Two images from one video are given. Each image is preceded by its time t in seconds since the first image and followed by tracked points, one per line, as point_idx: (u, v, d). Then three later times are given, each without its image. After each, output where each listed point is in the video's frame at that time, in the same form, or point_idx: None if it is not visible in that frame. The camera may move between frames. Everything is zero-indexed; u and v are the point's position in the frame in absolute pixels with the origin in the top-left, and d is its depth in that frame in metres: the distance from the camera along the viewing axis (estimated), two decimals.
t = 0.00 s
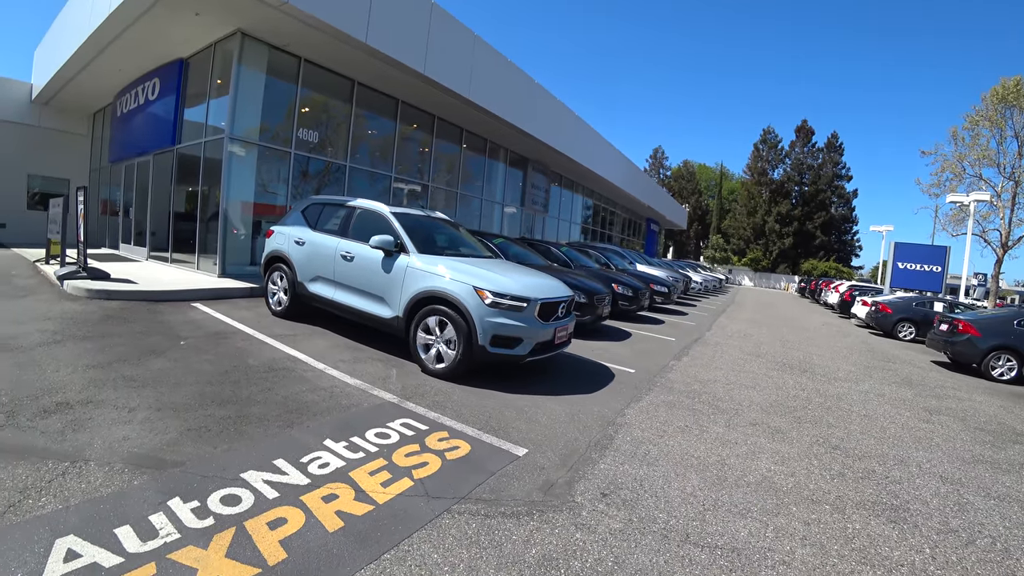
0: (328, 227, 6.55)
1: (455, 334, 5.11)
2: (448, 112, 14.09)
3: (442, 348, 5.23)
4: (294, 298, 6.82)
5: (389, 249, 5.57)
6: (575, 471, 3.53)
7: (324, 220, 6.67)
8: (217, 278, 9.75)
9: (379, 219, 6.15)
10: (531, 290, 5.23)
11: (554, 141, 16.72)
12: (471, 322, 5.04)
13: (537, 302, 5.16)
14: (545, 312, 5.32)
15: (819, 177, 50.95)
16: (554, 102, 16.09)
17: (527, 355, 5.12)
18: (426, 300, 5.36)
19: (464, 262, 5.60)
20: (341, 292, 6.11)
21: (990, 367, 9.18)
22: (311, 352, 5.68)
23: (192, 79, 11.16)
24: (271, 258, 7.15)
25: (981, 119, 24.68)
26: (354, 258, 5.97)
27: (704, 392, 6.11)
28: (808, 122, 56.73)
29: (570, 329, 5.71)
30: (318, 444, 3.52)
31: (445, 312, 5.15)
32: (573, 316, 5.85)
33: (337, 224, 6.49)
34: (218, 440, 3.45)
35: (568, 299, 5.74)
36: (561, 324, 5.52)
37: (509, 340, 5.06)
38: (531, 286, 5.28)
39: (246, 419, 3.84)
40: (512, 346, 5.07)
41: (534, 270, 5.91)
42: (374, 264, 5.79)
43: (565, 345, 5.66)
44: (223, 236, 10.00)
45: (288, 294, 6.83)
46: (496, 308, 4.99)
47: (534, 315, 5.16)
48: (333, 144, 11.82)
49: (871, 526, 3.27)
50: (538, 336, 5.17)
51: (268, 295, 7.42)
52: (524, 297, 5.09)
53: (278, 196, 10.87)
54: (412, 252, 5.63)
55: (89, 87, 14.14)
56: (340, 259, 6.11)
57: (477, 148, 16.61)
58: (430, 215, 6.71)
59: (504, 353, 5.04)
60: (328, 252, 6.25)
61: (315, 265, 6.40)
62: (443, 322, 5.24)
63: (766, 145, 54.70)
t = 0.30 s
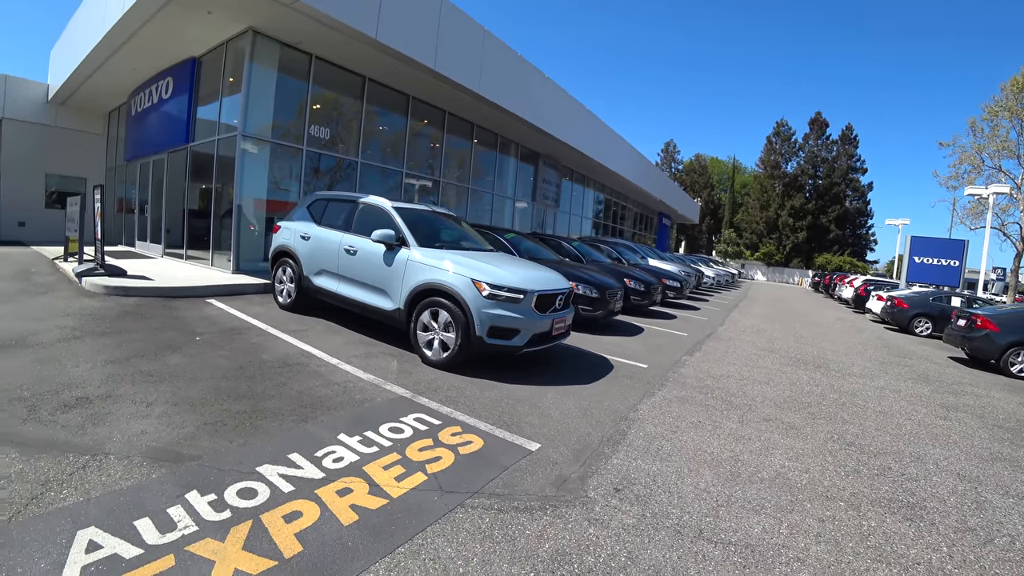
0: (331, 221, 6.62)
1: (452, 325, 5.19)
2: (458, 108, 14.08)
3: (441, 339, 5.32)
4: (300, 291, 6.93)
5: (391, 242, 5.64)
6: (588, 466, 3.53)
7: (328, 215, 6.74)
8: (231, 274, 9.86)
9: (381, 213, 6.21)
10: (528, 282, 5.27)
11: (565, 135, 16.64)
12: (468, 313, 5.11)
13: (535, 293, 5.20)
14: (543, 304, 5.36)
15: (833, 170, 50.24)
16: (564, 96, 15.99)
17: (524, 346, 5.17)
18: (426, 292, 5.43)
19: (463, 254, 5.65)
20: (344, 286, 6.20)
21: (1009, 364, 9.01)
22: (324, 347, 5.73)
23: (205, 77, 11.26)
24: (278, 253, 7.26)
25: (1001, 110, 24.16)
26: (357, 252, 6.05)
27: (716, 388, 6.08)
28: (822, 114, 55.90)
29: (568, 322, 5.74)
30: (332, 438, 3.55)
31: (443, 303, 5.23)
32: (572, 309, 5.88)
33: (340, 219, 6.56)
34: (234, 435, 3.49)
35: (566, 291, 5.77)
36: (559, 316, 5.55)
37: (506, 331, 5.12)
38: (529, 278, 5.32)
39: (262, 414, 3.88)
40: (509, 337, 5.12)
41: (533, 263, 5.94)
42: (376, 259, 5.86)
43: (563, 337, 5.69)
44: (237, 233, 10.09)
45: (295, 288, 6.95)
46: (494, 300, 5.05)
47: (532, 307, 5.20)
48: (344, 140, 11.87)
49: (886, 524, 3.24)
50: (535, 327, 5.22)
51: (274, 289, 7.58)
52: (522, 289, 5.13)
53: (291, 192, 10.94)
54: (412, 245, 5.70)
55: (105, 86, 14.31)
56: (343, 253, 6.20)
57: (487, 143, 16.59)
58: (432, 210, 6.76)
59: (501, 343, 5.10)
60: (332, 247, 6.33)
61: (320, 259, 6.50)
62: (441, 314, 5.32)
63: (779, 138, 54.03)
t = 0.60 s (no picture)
0: (334, 215, 6.67)
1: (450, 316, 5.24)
2: (467, 103, 14.05)
3: (439, 331, 5.38)
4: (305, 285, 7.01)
5: (391, 236, 5.69)
6: (598, 461, 3.54)
7: (331, 210, 6.79)
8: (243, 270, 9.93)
9: (382, 207, 6.24)
10: (525, 274, 5.30)
11: (574, 130, 16.55)
12: (465, 305, 5.16)
13: (531, 285, 5.23)
14: (540, 296, 5.38)
15: (846, 164, 49.60)
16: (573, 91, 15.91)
17: (521, 337, 5.21)
18: (425, 284, 5.49)
19: (462, 248, 5.70)
20: (347, 279, 6.25)
21: None
22: (334, 342, 5.78)
23: (215, 74, 11.32)
24: (284, 247, 7.33)
25: (1019, 101, 23.68)
26: (359, 246, 6.10)
27: (726, 383, 6.05)
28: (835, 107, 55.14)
29: (566, 314, 5.75)
30: (343, 432, 3.58)
31: (440, 294, 5.29)
32: (570, 302, 5.89)
33: (343, 213, 6.60)
34: (247, 429, 3.54)
35: (565, 284, 5.78)
36: (557, 308, 5.57)
37: (503, 322, 5.15)
38: (525, 271, 5.35)
39: (274, 408, 3.92)
40: (505, 328, 5.16)
41: (532, 257, 5.96)
42: (378, 252, 5.91)
43: (561, 329, 5.69)
44: (248, 229, 10.16)
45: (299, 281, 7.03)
46: (491, 292, 5.09)
47: (528, 299, 5.23)
48: (354, 136, 11.91)
49: (898, 521, 3.21)
50: (531, 319, 5.25)
51: (280, 283, 7.67)
52: (518, 281, 5.16)
53: (301, 188, 10.99)
54: (413, 239, 5.75)
55: (117, 84, 14.43)
56: (346, 247, 6.25)
57: (496, 137, 16.55)
58: (434, 204, 6.78)
59: (497, 334, 5.14)
60: (335, 240, 6.39)
61: (323, 253, 6.56)
62: (439, 305, 5.38)
63: (791, 132, 53.43)
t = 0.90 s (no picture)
0: (335, 211, 6.69)
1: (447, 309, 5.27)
2: (474, 98, 14.03)
3: (437, 324, 5.41)
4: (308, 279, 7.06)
5: (391, 231, 5.71)
6: (605, 457, 3.54)
7: (333, 205, 6.82)
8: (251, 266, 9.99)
9: (382, 202, 6.26)
10: (522, 267, 5.30)
11: (581, 125, 16.49)
12: (461, 297, 5.19)
13: (527, 278, 5.23)
14: (536, 289, 5.38)
15: (855, 159, 49.16)
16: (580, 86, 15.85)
17: (517, 329, 5.22)
18: (424, 278, 5.52)
19: (460, 242, 5.72)
20: (348, 273, 6.29)
21: None
22: (342, 337, 5.80)
23: (223, 70, 11.37)
24: (287, 242, 7.39)
25: None
26: (360, 240, 6.13)
27: (734, 379, 6.02)
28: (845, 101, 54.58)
29: (563, 307, 5.74)
30: (351, 427, 3.61)
31: (437, 287, 5.32)
32: (568, 295, 5.88)
33: (345, 208, 6.62)
34: (256, 423, 3.57)
35: (562, 276, 5.78)
36: (553, 301, 5.57)
37: (499, 315, 5.17)
38: (522, 264, 5.35)
39: (282, 403, 3.95)
40: (502, 321, 5.18)
41: (529, 250, 5.96)
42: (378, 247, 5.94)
43: (558, 322, 5.69)
44: (257, 226, 10.23)
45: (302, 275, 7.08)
46: (488, 285, 5.10)
47: (524, 292, 5.23)
48: (361, 132, 11.92)
49: (907, 519, 3.19)
50: (527, 312, 5.26)
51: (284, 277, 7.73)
52: (514, 274, 5.17)
53: (308, 184, 11.02)
54: (411, 233, 5.77)
55: (126, 81, 14.52)
56: (347, 241, 6.28)
57: (503, 133, 16.52)
58: (434, 199, 6.79)
59: (494, 326, 5.16)
60: (336, 235, 6.42)
61: (325, 248, 6.59)
62: (437, 298, 5.42)
63: (800, 127, 52.98)
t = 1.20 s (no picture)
0: (338, 206, 6.72)
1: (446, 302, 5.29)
2: (480, 94, 14.00)
3: (438, 317, 5.42)
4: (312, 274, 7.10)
5: (392, 226, 5.73)
6: (613, 452, 3.54)
7: (335, 201, 6.84)
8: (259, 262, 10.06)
9: (384, 198, 6.28)
10: (520, 261, 5.31)
11: (588, 121, 16.42)
12: (461, 290, 5.20)
13: (526, 272, 5.24)
14: (534, 282, 5.39)
15: (865, 153, 48.65)
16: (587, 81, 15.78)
17: (515, 322, 5.23)
18: (424, 272, 5.54)
19: (459, 236, 5.73)
20: (351, 268, 6.31)
21: None
22: (349, 333, 5.82)
23: (230, 67, 11.41)
24: (291, 237, 7.43)
25: None
26: (362, 235, 6.15)
27: (742, 375, 6.00)
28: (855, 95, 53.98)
29: (562, 301, 5.74)
30: (360, 422, 3.63)
31: (437, 281, 5.34)
32: (567, 289, 5.88)
33: (347, 204, 6.64)
34: (266, 419, 3.59)
35: (561, 270, 5.77)
36: (552, 295, 5.57)
37: (498, 308, 5.18)
38: (521, 258, 5.36)
39: (291, 398, 3.98)
40: (500, 314, 5.19)
41: (528, 244, 5.96)
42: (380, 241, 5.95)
43: (557, 315, 5.68)
44: (265, 222, 10.28)
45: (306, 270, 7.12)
46: (487, 278, 5.11)
47: (523, 286, 5.24)
48: (367, 128, 11.93)
49: (917, 516, 3.17)
50: (526, 305, 5.26)
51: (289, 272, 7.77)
52: (513, 268, 5.18)
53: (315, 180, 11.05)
54: (412, 228, 5.79)
55: (134, 79, 14.60)
56: (349, 236, 6.31)
57: (510, 129, 16.49)
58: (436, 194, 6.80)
59: (493, 318, 5.17)
60: (339, 230, 6.45)
61: (328, 243, 6.62)
62: (437, 291, 5.43)
63: (809, 121, 52.48)
